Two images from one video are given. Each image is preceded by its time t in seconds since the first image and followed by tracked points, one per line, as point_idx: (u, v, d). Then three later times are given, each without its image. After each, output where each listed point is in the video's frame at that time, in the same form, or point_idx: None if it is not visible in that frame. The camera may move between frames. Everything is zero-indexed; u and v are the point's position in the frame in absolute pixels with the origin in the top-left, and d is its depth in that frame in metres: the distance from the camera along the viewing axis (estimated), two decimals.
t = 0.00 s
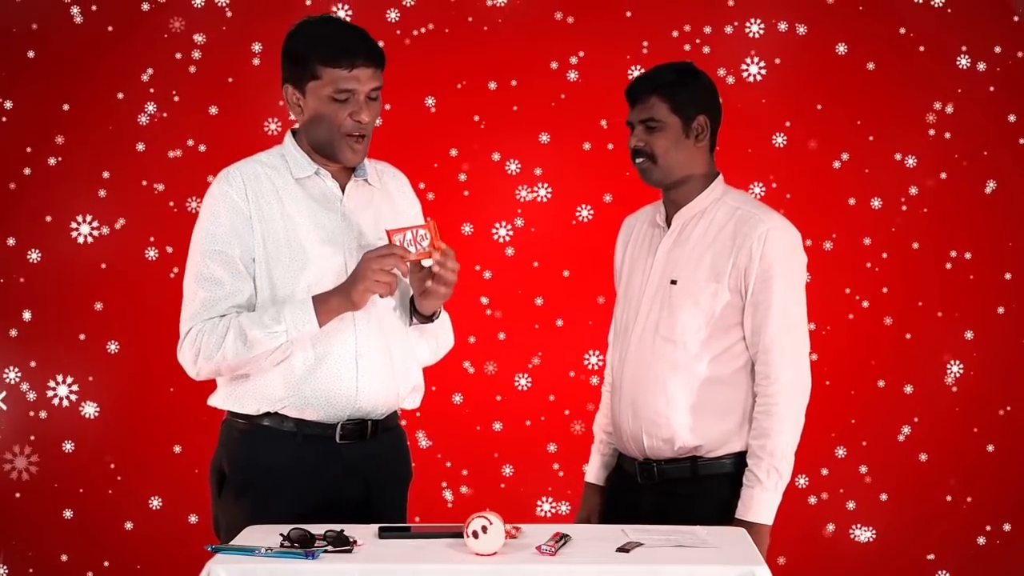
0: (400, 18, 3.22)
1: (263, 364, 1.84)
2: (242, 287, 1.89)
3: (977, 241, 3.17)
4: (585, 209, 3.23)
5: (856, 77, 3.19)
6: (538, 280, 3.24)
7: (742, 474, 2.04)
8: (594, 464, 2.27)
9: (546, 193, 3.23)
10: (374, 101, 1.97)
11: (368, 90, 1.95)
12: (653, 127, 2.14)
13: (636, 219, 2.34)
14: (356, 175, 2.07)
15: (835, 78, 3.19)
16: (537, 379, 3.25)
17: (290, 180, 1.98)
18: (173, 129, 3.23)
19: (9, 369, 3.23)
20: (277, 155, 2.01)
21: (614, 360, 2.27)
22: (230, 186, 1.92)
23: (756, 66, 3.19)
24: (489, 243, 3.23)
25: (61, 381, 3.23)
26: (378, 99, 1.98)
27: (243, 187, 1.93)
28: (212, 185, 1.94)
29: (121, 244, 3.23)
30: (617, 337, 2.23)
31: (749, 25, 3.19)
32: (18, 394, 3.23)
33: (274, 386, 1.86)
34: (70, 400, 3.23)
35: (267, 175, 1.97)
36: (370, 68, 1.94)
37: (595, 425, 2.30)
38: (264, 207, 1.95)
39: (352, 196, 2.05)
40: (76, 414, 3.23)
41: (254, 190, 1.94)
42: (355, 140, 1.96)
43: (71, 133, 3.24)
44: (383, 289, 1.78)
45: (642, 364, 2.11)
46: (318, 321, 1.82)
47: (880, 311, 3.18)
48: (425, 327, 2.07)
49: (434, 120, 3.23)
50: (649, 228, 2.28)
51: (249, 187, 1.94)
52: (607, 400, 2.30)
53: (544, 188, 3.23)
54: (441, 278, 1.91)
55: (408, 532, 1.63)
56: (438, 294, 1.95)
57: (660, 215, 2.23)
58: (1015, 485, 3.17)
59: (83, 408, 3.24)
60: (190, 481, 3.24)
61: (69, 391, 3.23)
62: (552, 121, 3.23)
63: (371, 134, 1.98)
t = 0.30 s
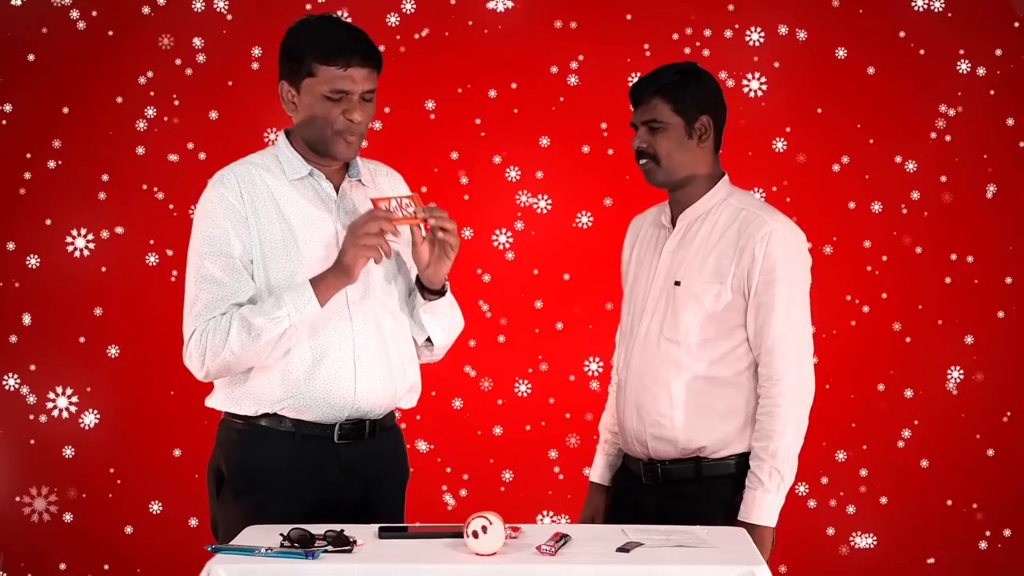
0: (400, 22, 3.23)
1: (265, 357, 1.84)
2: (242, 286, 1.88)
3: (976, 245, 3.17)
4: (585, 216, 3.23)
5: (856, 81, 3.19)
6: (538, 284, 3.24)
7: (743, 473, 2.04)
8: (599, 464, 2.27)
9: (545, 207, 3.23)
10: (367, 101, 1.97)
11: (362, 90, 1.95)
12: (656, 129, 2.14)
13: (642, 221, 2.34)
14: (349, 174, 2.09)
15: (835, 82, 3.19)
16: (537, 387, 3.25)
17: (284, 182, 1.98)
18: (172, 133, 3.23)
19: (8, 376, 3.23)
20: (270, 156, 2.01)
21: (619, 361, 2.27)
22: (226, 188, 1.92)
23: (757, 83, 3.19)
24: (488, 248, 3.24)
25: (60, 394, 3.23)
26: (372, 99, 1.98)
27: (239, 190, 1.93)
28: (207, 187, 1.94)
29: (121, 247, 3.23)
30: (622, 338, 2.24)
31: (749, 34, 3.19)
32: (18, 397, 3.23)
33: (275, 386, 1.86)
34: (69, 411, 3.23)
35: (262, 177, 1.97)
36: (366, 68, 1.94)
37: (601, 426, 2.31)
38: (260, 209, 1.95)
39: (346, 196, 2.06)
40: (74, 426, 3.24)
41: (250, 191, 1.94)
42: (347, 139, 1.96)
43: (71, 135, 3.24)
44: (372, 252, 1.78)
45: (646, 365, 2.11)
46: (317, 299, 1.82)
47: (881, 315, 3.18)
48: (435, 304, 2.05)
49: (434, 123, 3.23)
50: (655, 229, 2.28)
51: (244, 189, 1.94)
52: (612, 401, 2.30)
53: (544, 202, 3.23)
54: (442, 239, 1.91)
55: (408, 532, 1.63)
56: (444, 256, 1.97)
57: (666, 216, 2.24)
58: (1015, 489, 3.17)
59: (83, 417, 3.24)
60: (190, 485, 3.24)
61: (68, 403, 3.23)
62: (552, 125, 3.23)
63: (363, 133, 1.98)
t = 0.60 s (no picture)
0: (400, 27, 3.22)
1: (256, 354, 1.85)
2: (234, 285, 1.89)
3: (977, 249, 3.17)
4: (585, 224, 3.23)
5: (856, 85, 3.19)
6: (537, 288, 3.24)
7: (740, 474, 2.04)
8: (595, 466, 2.27)
9: (545, 222, 3.23)
10: (356, 99, 1.98)
11: (352, 85, 1.97)
12: (656, 127, 2.14)
13: (640, 221, 2.34)
14: (344, 174, 2.08)
15: (835, 86, 3.19)
16: (537, 395, 3.25)
17: (277, 182, 1.98)
18: (172, 137, 3.23)
19: (8, 384, 3.23)
20: (265, 156, 2.01)
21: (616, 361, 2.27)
22: (218, 188, 1.92)
23: (759, 100, 3.20)
24: (488, 254, 3.24)
25: (60, 407, 3.24)
26: (363, 99, 1.99)
27: (231, 190, 1.93)
28: (200, 187, 1.94)
29: (120, 252, 3.23)
30: (621, 338, 2.23)
31: (749, 44, 3.19)
32: (18, 402, 3.23)
33: (268, 385, 1.87)
34: (69, 425, 3.24)
35: (256, 177, 1.97)
36: (358, 64, 1.97)
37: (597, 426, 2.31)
38: (252, 209, 1.95)
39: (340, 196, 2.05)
40: (73, 441, 3.24)
41: (242, 191, 1.94)
42: (325, 130, 1.96)
43: (71, 139, 3.24)
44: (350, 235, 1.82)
45: (645, 365, 2.11)
46: (302, 295, 1.84)
47: (881, 320, 3.18)
48: (417, 297, 2.03)
49: (434, 127, 3.23)
50: (654, 229, 2.28)
51: (237, 190, 1.94)
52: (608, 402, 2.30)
53: (544, 216, 3.23)
54: (427, 221, 1.95)
55: (408, 533, 1.63)
56: (426, 243, 1.96)
57: (665, 216, 2.23)
58: (1016, 494, 3.17)
59: (82, 431, 3.24)
60: (190, 489, 3.24)
61: (68, 417, 3.24)
62: (552, 129, 3.23)
63: (347, 129, 1.98)
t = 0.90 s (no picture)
0: (400, 31, 3.22)
1: (246, 354, 1.85)
2: (226, 285, 1.90)
3: (976, 253, 3.17)
4: (585, 231, 3.23)
5: (856, 89, 3.19)
6: (538, 291, 3.24)
7: (731, 474, 2.04)
8: (578, 465, 2.27)
9: (545, 233, 3.23)
10: (367, 92, 1.98)
11: (362, 79, 1.97)
12: (650, 125, 2.14)
13: (629, 220, 2.33)
14: (347, 175, 2.07)
15: (836, 90, 3.19)
16: (537, 402, 3.25)
17: (276, 181, 1.98)
18: (172, 141, 3.23)
19: (7, 390, 3.22)
20: (266, 155, 2.01)
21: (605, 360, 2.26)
22: (215, 187, 1.93)
23: (759, 116, 3.19)
24: (488, 258, 3.23)
25: (59, 420, 3.23)
26: (374, 92, 2.00)
27: (228, 189, 1.94)
28: (200, 185, 1.95)
29: (120, 256, 3.22)
30: (609, 337, 2.23)
31: (749, 53, 3.19)
32: (18, 406, 3.22)
33: (260, 384, 1.87)
34: (68, 437, 3.23)
35: (255, 176, 1.97)
36: (367, 58, 1.97)
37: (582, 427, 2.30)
38: (250, 208, 1.95)
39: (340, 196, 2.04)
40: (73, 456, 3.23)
41: (239, 190, 1.94)
42: (342, 127, 1.96)
43: (71, 143, 3.23)
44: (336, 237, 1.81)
45: (637, 364, 2.10)
46: (291, 296, 1.83)
47: (881, 323, 3.18)
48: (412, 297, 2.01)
49: (434, 130, 3.23)
50: (644, 228, 2.27)
51: (233, 188, 1.94)
52: (595, 401, 2.29)
53: (544, 228, 3.23)
54: (416, 219, 1.93)
55: (407, 533, 1.63)
56: (417, 243, 1.95)
57: (656, 215, 2.23)
58: (1015, 497, 3.18)
59: (81, 445, 3.23)
60: (190, 493, 3.24)
61: (68, 429, 3.23)
62: (552, 133, 3.23)
63: (361, 125, 1.98)
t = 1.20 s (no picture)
0: (400, 36, 3.22)
1: (244, 354, 1.85)
2: (223, 286, 1.90)
3: (975, 258, 3.19)
4: (585, 238, 3.23)
5: (856, 94, 3.20)
6: (539, 295, 3.24)
7: (722, 472, 2.05)
8: (563, 465, 2.26)
9: (545, 247, 3.23)
10: (366, 87, 1.98)
11: (361, 74, 1.97)
12: (641, 125, 2.14)
13: (617, 220, 2.33)
14: (348, 175, 2.06)
15: (836, 96, 3.20)
16: (537, 410, 3.25)
17: (276, 181, 1.98)
18: (173, 145, 3.21)
19: (6, 399, 3.21)
20: (267, 156, 2.01)
21: (592, 360, 2.26)
22: (216, 188, 1.92)
23: (760, 134, 3.20)
24: (489, 263, 3.23)
25: (59, 433, 3.22)
26: (373, 87, 1.99)
27: (229, 189, 1.93)
28: (199, 187, 1.94)
29: (121, 260, 3.21)
30: (597, 337, 2.23)
31: (749, 63, 3.20)
32: (18, 412, 3.21)
33: (260, 384, 1.87)
34: (68, 451, 3.22)
35: (255, 176, 1.96)
36: (365, 53, 1.98)
37: (567, 426, 2.29)
38: (250, 208, 1.94)
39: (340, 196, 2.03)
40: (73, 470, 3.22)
41: (239, 191, 1.94)
42: (340, 123, 1.95)
43: (71, 146, 3.22)
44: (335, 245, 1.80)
45: (626, 362, 2.10)
46: (289, 302, 1.83)
47: (880, 327, 3.19)
48: (414, 301, 2.02)
49: (434, 134, 3.23)
50: (632, 228, 2.27)
51: (233, 189, 1.93)
52: (581, 401, 2.29)
53: (544, 241, 3.23)
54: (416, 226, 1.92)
55: (408, 533, 1.63)
56: (418, 248, 1.94)
57: (643, 215, 2.23)
58: (1015, 503, 3.20)
59: (80, 459, 3.22)
60: (190, 498, 3.23)
61: (68, 442, 3.22)
62: (552, 137, 3.23)
63: (360, 120, 1.97)
